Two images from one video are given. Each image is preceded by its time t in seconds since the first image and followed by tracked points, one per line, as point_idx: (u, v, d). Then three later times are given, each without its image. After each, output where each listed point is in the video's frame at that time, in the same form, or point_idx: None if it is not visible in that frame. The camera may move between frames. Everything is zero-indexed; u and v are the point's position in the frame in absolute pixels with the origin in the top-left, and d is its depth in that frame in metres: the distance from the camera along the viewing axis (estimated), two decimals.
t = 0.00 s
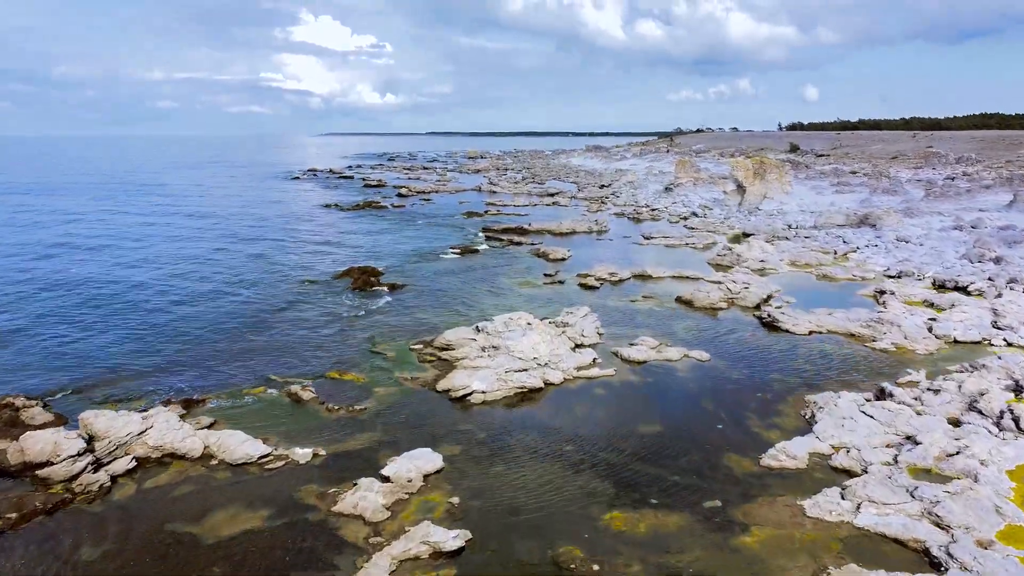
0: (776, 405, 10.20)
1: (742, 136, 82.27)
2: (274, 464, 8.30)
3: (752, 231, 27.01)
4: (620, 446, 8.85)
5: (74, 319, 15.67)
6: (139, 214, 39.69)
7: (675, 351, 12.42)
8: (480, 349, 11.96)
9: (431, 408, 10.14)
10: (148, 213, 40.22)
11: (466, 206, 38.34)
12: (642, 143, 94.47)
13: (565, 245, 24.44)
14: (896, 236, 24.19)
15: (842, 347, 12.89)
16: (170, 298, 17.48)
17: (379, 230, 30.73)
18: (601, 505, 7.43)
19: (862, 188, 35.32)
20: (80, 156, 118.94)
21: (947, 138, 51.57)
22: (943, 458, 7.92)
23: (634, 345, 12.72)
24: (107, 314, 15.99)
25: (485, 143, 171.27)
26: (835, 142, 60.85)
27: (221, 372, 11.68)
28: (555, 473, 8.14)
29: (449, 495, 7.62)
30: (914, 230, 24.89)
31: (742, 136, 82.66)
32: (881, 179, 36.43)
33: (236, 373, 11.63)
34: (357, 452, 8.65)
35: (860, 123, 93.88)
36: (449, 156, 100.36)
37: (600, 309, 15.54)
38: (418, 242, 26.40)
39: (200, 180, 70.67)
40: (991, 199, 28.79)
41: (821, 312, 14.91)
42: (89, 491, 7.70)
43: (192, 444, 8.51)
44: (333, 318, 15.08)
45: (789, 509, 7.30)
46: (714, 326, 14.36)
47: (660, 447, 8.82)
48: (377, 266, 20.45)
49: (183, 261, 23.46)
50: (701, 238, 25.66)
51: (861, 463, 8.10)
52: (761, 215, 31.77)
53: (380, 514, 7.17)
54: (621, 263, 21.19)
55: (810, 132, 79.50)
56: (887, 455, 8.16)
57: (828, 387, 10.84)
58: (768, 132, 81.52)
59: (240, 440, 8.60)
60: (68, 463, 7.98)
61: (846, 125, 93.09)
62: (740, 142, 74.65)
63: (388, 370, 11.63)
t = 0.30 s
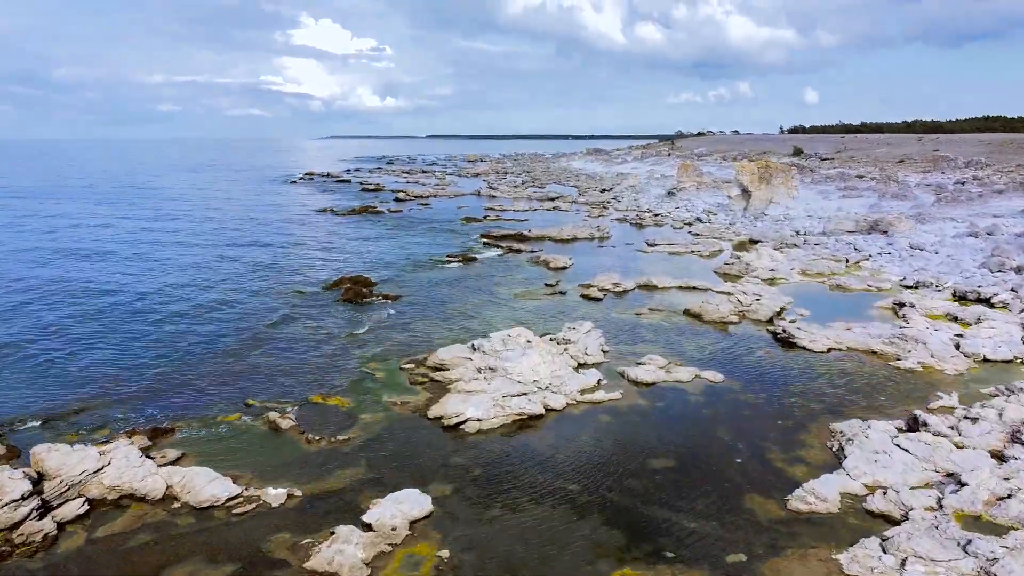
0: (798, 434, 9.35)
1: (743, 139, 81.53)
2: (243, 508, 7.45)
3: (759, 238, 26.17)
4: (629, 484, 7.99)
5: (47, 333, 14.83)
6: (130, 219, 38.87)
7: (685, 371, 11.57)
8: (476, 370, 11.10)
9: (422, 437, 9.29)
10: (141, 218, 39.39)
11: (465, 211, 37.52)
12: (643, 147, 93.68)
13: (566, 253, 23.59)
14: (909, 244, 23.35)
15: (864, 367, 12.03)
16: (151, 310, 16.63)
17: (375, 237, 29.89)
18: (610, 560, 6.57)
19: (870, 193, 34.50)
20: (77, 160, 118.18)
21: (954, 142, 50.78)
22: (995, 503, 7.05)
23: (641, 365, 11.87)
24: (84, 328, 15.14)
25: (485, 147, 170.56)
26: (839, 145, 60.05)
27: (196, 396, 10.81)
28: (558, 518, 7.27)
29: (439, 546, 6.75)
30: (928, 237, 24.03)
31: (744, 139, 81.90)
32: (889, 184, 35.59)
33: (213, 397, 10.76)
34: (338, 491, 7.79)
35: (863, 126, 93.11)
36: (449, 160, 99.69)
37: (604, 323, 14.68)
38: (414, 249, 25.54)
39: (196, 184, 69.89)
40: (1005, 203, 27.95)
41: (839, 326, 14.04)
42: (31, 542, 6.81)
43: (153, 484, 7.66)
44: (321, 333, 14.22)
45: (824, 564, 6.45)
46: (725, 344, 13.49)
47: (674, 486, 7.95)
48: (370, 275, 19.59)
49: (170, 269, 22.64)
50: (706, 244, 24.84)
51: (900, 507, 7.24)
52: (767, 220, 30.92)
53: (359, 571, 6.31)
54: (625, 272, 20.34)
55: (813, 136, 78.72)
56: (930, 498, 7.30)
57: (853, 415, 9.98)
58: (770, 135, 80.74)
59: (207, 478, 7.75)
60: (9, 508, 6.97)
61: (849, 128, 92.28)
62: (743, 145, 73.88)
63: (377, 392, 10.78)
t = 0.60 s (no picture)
0: (823, 467, 8.51)
1: (746, 142, 80.70)
2: (205, 559, 6.60)
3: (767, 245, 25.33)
4: (640, 529, 7.14)
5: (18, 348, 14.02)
6: (122, 224, 38.08)
7: (697, 394, 10.72)
8: (471, 394, 10.24)
9: (410, 470, 8.44)
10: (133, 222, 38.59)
11: (464, 216, 36.71)
12: (645, 150, 92.86)
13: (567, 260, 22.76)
14: (922, 251, 22.50)
15: (888, 388, 11.18)
16: (130, 323, 15.81)
17: (370, 243, 29.07)
18: None
19: (878, 197, 33.64)
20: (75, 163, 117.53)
21: (961, 144, 49.91)
22: None
23: (649, 386, 11.02)
24: (58, 342, 14.33)
25: (485, 149, 169.77)
26: (844, 148, 59.19)
27: (168, 423, 9.97)
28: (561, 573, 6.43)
29: None
30: (942, 244, 23.16)
31: (746, 142, 81.07)
32: (898, 188, 34.72)
33: (186, 424, 9.92)
34: (314, 539, 6.95)
35: (865, 129, 92.29)
36: (448, 163, 98.89)
37: (608, 338, 13.82)
38: (409, 256, 24.69)
39: (193, 187, 69.15)
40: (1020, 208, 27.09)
41: (858, 342, 13.19)
42: None
43: (105, 531, 6.81)
44: (308, 349, 13.38)
45: None
46: (738, 362, 12.63)
47: (690, 532, 7.10)
48: (362, 285, 18.76)
49: (156, 278, 21.83)
50: (712, 251, 24.00)
51: (949, 560, 6.39)
52: (774, 226, 30.08)
53: None
54: (629, 281, 19.51)
55: (815, 139, 77.91)
56: (982, 550, 6.44)
57: (882, 444, 9.14)
58: (773, 138, 79.91)
59: (166, 524, 6.90)
60: None
61: (851, 131, 91.43)
62: (745, 148, 73.03)
63: (363, 418, 9.94)
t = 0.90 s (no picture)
0: (858, 511, 7.58)
1: (748, 145, 79.77)
2: None
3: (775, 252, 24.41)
4: None
5: None
6: (113, 229, 37.19)
7: (713, 422, 9.77)
8: (464, 425, 9.27)
9: (394, 516, 7.51)
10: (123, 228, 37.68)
11: (462, 221, 35.80)
12: (645, 153, 91.98)
13: (568, 269, 21.84)
14: (939, 259, 21.57)
15: (921, 415, 10.25)
16: (105, 338, 14.90)
17: (365, 250, 28.16)
18: None
19: (888, 202, 32.73)
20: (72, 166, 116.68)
21: (969, 147, 49.02)
22: None
23: (659, 414, 10.08)
24: (25, 359, 13.42)
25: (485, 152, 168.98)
26: (849, 151, 58.28)
27: (131, 458, 9.04)
28: None
29: None
30: (959, 252, 22.22)
31: (748, 145, 80.18)
32: (907, 192, 33.79)
33: (152, 459, 8.99)
34: None
35: (868, 131, 91.44)
36: (447, 166, 98.00)
37: (613, 356, 12.88)
38: (405, 265, 23.77)
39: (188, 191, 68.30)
40: None
41: (884, 361, 12.24)
42: None
43: None
44: (291, 369, 12.44)
45: None
46: (755, 383, 11.68)
47: None
48: (354, 296, 17.83)
49: (140, 288, 20.93)
50: (719, 259, 23.08)
51: None
52: (781, 232, 29.16)
53: None
54: (633, 291, 18.58)
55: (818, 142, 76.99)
56: None
57: (921, 483, 8.21)
58: (776, 141, 79.05)
59: None
60: None
61: (853, 134, 90.63)
62: (747, 151, 72.15)
63: (346, 451, 9.02)
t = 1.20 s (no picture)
0: (903, 566, 6.68)
1: (750, 148, 78.98)
2: None
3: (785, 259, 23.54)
4: None
5: None
6: (104, 234, 36.41)
7: (731, 453, 8.87)
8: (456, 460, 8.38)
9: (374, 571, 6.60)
10: (115, 232, 36.91)
11: (460, 227, 34.94)
12: (646, 156, 91.21)
13: (569, 278, 20.98)
14: (957, 266, 20.69)
15: (960, 445, 9.34)
16: (77, 355, 14.00)
17: (359, 257, 27.31)
18: None
19: (898, 206, 31.87)
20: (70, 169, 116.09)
21: (977, 151, 48.20)
22: None
23: (671, 444, 9.19)
24: None
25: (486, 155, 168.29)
26: (854, 154, 57.45)
27: (88, 497, 8.16)
28: None
29: None
30: (977, 259, 21.34)
31: (751, 148, 79.38)
32: (917, 197, 32.93)
33: (110, 499, 8.10)
34: None
35: (871, 134, 90.72)
36: (446, 169, 97.30)
37: (619, 376, 11.99)
38: (400, 273, 22.91)
39: (184, 195, 67.36)
40: None
41: (912, 383, 11.32)
42: None
43: None
44: (273, 391, 11.56)
45: None
46: (773, 407, 10.76)
47: None
48: (344, 308, 16.97)
49: (122, 299, 20.05)
50: (726, 266, 22.21)
51: None
52: (788, 238, 28.29)
53: None
54: (638, 302, 17.70)
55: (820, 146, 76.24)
56: None
57: (969, 530, 7.30)
58: (778, 143, 78.28)
59: None
60: None
61: (857, 137, 89.90)
62: (750, 154, 71.32)
63: (325, 490, 8.13)
